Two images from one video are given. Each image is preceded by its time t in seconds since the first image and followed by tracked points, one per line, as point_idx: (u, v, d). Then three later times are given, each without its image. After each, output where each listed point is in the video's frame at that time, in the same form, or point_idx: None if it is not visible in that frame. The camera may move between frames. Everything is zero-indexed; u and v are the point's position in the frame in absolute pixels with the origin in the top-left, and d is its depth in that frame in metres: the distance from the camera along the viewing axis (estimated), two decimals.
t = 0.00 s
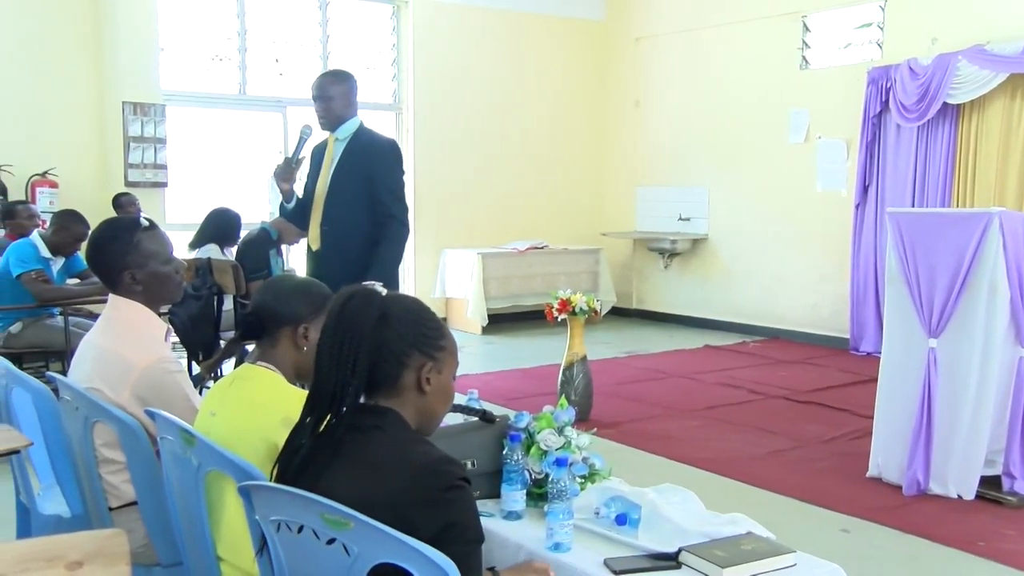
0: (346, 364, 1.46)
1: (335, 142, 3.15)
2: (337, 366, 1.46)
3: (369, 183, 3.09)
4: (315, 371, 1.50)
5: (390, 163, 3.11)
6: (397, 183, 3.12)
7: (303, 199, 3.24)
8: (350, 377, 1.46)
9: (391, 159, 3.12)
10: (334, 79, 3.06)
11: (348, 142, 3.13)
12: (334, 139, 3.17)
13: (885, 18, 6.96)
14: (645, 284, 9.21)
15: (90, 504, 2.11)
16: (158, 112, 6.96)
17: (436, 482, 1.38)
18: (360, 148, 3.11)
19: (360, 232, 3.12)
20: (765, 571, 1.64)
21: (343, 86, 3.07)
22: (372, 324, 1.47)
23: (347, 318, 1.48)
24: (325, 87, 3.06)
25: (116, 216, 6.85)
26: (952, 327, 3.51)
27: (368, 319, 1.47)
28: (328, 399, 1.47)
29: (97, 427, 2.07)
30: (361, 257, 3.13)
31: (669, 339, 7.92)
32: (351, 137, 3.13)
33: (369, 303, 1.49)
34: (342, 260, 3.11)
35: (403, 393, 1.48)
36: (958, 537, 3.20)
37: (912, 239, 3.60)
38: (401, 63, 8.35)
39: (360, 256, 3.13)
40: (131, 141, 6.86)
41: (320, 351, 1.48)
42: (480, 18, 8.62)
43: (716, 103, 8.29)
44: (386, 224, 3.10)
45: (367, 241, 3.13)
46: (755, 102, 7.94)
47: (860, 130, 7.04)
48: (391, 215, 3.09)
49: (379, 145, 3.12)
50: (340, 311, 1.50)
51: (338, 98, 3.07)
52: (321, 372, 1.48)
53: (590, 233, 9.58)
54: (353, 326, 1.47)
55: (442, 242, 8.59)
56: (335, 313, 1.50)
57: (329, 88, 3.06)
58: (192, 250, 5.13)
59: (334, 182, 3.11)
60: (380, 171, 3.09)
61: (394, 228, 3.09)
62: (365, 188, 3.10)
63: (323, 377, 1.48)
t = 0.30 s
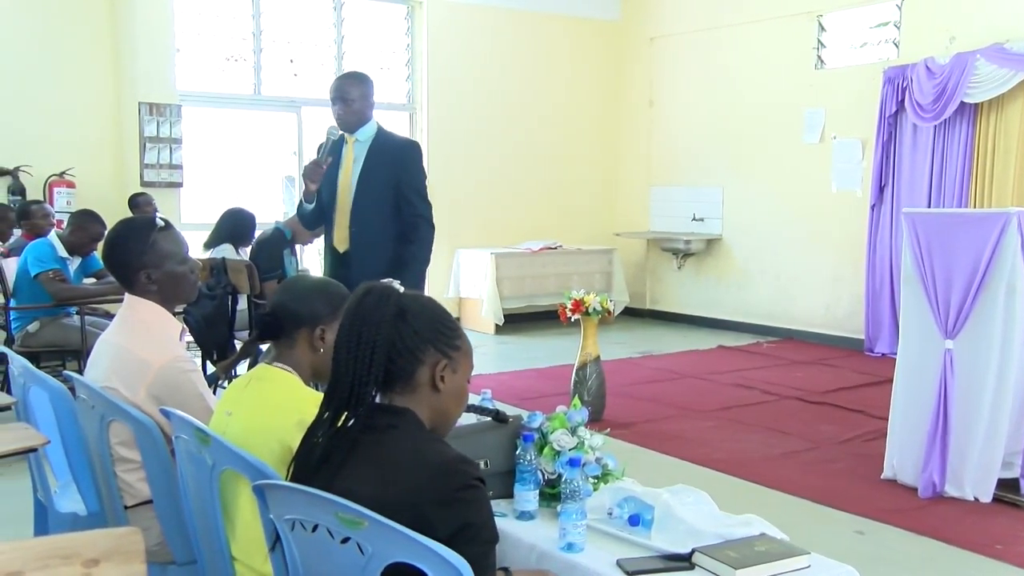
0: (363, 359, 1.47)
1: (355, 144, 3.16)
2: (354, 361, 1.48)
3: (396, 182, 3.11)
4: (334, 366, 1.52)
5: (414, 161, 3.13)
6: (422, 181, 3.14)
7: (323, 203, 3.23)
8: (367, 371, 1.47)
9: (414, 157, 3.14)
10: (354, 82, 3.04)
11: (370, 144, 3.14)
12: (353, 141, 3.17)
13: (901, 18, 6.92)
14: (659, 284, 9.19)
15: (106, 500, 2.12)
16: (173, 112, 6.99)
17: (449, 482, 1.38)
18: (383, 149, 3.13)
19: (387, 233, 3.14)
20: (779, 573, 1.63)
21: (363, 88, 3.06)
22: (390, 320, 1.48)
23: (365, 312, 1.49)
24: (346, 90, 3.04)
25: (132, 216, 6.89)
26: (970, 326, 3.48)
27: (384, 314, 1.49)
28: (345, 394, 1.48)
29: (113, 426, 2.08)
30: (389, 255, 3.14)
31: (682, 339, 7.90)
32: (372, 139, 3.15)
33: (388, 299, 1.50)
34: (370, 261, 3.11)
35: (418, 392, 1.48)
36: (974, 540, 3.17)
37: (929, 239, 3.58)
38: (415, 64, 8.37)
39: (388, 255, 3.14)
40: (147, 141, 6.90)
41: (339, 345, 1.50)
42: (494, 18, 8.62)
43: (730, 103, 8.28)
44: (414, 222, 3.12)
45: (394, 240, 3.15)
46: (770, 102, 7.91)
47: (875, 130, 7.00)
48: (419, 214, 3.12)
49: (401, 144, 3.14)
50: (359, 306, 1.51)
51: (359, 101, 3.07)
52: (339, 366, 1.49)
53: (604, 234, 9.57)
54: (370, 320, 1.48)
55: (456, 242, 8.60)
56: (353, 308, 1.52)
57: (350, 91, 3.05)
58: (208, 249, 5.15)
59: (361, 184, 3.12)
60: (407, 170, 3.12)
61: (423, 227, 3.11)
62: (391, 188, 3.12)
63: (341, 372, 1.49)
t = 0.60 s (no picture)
0: (362, 361, 1.47)
1: (366, 146, 3.14)
2: (353, 364, 1.48)
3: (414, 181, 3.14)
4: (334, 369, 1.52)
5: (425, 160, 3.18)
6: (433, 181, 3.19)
7: (342, 209, 3.13)
8: (366, 373, 1.47)
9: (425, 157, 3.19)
10: (371, 86, 3.00)
11: (385, 145, 3.14)
12: (365, 143, 3.14)
13: (903, 19, 6.92)
14: (661, 285, 9.20)
15: (108, 502, 2.13)
16: (175, 113, 7.00)
17: (453, 483, 1.37)
18: (399, 149, 3.15)
19: (405, 233, 3.15)
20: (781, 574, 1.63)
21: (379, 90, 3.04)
22: (389, 321, 1.49)
23: (364, 314, 1.50)
24: (367, 94, 3.00)
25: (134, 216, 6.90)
26: (973, 327, 3.48)
27: (383, 315, 1.49)
28: (346, 398, 1.49)
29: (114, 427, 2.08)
30: (409, 254, 3.17)
31: (684, 340, 7.90)
32: (385, 141, 3.15)
33: (385, 301, 1.51)
34: (396, 261, 3.12)
35: (419, 393, 1.48)
36: (977, 542, 3.17)
37: (931, 240, 3.58)
38: (417, 65, 8.37)
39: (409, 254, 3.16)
40: (149, 142, 6.90)
41: (339, 348, 1.51)
42: (496, 19, 8.63)
43: (731, 104, 8.28)
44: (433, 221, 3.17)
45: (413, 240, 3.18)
46: (772, 103, 7.91)
47: (877, 131, 7.00)
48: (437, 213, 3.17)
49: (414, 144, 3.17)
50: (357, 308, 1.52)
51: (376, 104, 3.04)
52: (339, 368, 1.49)
53: (606, 234, 9.57)
54: (369, 322, 1.49)
55: (458, 243, 8.61)
56: (352, 312, 1.52)
57: (370, 95, 3.01)
58: (210, 250, 5.16)
59: (382, 185, 3.13)
60: (424, 169, 3.16)
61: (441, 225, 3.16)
62: (409, 188, 3.15)
63: (341, 374, 1.49)
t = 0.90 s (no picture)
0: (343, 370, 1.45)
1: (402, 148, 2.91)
2: (334, 373, 1.46)
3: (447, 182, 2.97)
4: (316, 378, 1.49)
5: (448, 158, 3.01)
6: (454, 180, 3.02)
7: (386, 207, 2.87)
8: (348, 382, 1.45)
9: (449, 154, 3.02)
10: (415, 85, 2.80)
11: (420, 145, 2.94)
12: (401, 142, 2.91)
13: (897, 19, 6.93)
14: (656, 285, 9.20)
15: (103, 502, 2.12)
16: (170, 113, 6.98)
17: (450, 483, 1.38)
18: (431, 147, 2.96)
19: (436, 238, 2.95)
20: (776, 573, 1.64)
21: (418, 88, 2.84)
22: (369, 328, 1.47)
23: (341, 324, 1.47)
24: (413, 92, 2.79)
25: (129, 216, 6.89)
26: (966, 327, 3.49)
27: (362, 321, 1.47)
28: (328, 408, 1.45)
29: (109, 426, 2.08)
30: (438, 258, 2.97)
31: (679, 340, 7.90)
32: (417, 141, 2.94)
33: (364, 307, 1.48)
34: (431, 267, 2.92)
35: (411, 396, 1.49)
36: (972, 541, 3.18)
37: (925, 239, 3.60)
38: (412, 64, 8.37)
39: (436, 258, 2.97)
40: (143, 142, 6.89)
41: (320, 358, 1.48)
42: (491, 19, 8.63)
43: (726, 104, 8.29)
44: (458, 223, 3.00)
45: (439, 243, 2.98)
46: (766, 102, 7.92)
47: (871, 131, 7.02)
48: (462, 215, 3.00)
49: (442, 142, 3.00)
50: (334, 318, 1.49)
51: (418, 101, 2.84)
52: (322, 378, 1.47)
53: (602, 235, 9.57)
54: (347, 331, 1.46)
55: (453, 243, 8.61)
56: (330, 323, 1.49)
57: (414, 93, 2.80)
58: (204, 250, 5.14)
59: (420, 186, 2.90)
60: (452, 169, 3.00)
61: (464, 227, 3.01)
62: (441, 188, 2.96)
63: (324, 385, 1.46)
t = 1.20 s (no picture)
0: (340, 372, 1.48)
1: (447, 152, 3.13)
2: (331, 376, 1.48)
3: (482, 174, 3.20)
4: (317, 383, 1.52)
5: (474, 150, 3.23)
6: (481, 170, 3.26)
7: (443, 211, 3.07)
8: (345, 383, 1.47)
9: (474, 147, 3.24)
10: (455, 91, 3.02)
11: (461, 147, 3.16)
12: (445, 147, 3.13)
13: (886, 19, 6.96)
14: (647, 284, 9.21)
15: (91, 503, 2.11)
16: (159, 112, 6.94)
17: (449, 474, 1.35)
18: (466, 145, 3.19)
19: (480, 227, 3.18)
20: (766, 570, 1.64)
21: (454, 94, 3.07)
22: (364, 330, 1.48)
23: (338, 329, 1.50)
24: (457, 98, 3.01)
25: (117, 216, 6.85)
26: (955, 325, 3.50)
27: (357, 325, 1.48)
28: (325, 408, 1.49)
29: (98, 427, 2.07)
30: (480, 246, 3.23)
31: (670, 339, 7.91)
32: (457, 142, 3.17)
33: (359, 312, 1.50)
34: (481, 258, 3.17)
35: (407, 397, 1.48)
36: (961, 537, 3.19)
37: (914, 238, 3.61)
38: (402, 63, 8.36)
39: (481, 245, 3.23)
40: (132, 141, 6.84)
41: (319, 362, 1.51)
42: (481, 18, 8.62)
43: (716, 103, 8.31)
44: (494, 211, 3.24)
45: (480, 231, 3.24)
46: (756, 101, 7.94)
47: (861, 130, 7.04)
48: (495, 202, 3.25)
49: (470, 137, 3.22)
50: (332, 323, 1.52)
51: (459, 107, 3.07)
52: (321, 382, 1.50)
53: (593, 234, 9.58)
54: (343, 336, 1.49)
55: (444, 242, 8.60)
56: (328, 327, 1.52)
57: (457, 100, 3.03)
58: (194, 250, 5.12)
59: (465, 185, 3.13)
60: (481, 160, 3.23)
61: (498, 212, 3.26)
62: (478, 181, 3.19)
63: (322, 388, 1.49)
